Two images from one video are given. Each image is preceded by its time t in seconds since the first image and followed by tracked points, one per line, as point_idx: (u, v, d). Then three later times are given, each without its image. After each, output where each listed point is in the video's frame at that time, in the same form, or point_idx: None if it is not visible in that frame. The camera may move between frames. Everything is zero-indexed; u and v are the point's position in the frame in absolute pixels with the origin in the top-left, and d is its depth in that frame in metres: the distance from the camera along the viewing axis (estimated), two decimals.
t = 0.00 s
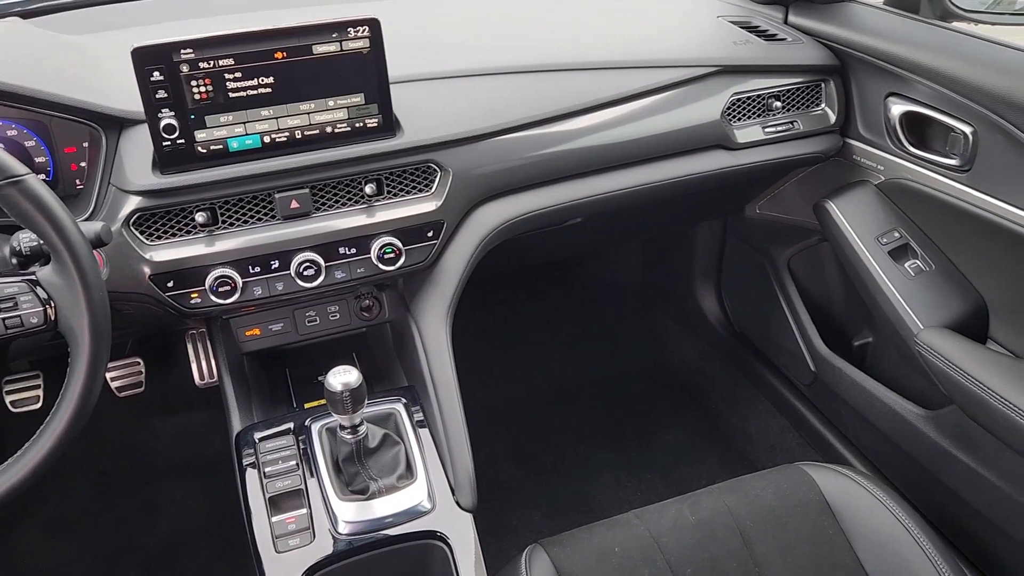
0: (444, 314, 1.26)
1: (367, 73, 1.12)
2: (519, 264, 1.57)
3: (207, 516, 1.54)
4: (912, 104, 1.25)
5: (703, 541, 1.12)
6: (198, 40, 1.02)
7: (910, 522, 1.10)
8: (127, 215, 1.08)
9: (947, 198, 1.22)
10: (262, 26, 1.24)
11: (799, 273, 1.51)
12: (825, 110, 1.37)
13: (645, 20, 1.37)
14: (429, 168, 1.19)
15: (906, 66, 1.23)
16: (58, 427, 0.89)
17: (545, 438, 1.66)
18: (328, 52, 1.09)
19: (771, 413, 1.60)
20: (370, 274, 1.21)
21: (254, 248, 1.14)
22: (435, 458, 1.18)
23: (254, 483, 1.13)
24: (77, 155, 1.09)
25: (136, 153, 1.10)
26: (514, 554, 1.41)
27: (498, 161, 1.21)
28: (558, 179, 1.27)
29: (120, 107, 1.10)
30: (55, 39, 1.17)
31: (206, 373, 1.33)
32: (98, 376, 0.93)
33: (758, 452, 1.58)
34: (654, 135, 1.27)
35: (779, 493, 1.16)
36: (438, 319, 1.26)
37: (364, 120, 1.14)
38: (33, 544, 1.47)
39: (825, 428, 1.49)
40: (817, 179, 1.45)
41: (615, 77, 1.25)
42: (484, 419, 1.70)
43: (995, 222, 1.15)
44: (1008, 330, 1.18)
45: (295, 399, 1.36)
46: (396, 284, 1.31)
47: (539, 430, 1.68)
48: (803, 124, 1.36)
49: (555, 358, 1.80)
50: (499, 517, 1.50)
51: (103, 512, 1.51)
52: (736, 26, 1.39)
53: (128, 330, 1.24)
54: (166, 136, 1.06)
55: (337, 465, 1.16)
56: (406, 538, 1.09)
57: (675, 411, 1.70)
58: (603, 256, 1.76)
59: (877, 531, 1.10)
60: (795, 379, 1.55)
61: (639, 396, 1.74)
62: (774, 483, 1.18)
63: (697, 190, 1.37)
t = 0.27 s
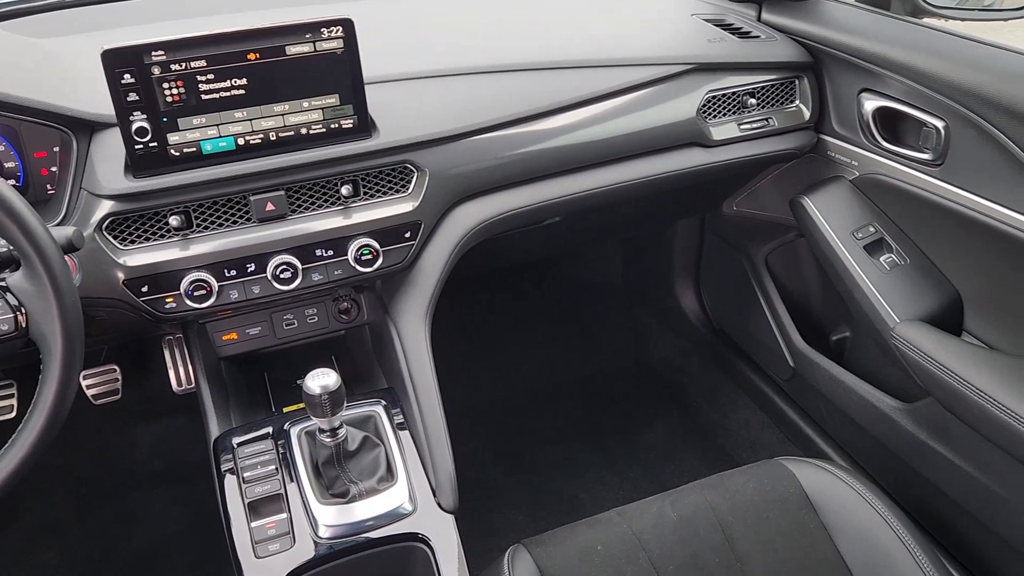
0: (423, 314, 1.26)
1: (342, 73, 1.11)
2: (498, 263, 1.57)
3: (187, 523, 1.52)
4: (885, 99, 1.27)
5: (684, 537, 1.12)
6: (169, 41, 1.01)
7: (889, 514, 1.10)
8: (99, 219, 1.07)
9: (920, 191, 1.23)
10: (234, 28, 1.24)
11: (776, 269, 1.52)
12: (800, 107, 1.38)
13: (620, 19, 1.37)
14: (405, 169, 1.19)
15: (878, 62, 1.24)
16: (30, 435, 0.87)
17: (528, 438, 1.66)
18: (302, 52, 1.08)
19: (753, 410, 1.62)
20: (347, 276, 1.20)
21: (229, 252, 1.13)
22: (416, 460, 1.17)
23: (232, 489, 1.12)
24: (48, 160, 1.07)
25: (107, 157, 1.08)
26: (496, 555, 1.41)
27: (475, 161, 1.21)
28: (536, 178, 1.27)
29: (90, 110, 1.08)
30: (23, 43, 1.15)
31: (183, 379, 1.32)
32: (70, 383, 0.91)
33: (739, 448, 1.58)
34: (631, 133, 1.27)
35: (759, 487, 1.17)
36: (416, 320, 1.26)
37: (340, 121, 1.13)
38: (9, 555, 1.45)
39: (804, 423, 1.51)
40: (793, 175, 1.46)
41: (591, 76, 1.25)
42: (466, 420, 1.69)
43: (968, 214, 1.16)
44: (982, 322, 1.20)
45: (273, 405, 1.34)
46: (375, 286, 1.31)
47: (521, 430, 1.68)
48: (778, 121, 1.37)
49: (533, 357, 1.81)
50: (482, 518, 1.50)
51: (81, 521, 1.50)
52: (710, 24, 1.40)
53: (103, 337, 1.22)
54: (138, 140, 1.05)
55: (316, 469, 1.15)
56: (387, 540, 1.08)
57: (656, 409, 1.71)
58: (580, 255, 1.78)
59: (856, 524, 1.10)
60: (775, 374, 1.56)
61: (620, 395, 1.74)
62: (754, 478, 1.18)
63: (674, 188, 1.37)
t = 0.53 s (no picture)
0: (402, 315, 1.26)
1: (317, 74, 1.11)
2: (478, 264, 1.57)
3: (166, 531, 1.51)
4: (859, 95, 1.28)
5: (667, 534, 1.12)
6: (141, 44, 0.99)
7: (869, 506, 1.11)
8: (71, 225, 1.05)
9: (894, 186, 1.24)
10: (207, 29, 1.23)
11: (754, 266, 1.53)
12: (775, 104, 1.39)
13: (595, 18, 1.38)
14: (382, 170, 1.19)
15: (851, 59, 1.26)
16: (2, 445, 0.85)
17: (510, 439, 1.66)
18: (275, 54, 1.07)
19: (733, 406, 1.63)
20: (325, 278, 1.20)
21: (205, 255, 1.11)
22: (397, 462, 1.17)
23: (211, 495, 1.11)
24: (18, 165, 1.05)
25: (79, 162, 1.06)
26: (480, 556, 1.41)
27: (452, 161, 1.21)
28: (513, 177, 1.27)
29: (61, 114, 1.07)
30: None
31: (161, 386, 1.29)
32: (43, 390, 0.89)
33: (720, 444, 1.59)
34: (608, 132, 1.28)
35: (740, 482, 1.17)
36: (396, 321, 1.26)
37: (315, 123, 1.13)
38: None
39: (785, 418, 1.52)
40: (769, 173, 1.47)
41: (567, 75, 1.26)
42: (448, 422, 1.69)
43: (941, 208, 1.17)
44: (957, 314, 1.21)
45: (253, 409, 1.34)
46: (353, 289, 1.31)
47: (504, 431, 1.68)
48: (754, 118, 1.37)
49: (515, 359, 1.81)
50: (465, 519, 1.50)
51: (58, 531, 1.47)
52: (685, 22, 1.41)
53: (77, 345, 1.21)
54: (110, 143, 1.03)
55: (297, 473, 1.14)
56: (369, 543, 1.08)
57: (639, 407, 1.71)
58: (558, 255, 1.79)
59: (837, 517, 1.11)
60: (755, 370, 1.57)
61: (602, 394, 1.74)
62: (736, 474, 1.19)
63: (651, 186, 1.38)
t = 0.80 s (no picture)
0: (382, 317, 1.25)
1: (292, 76, 1.10)
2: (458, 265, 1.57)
3: (145, 540, 1.49)
4: (832, 92, 1.29)
5: (650, 532, 1.12)
6: (112, 47, 0.98)
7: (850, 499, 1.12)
8: (44, 231, 1.03)
9: (869, 182, 1.26)
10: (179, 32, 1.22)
11: (733, 263, 1.55)
12: (750, 102, 1.40)
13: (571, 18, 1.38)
14: (359, 172, 1.18)
15: (825, 56, 1.27)
16: None
17: (493, 440, 1.65)
18: (249, 56, 1.07)
19: (715, 403, 1.64)
20: (304, 281, 1.19)
21: (182, 260, 1.10)
22: (379, 465, 1.16)
23: (191, 502, 1.09)
24: None
25: (50, 167, 1.05)
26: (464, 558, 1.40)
27: (430, 162, 1.21)
28: (492, 177, 1.27)
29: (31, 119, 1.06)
30: None
31: (139, 394, 1.28)
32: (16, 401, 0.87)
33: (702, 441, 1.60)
34: (585, 131, 1.28)
35: (722, 478, 1.17)
36: (376, 323, 1.26)
37: (291, 126, 1.12)
38: None
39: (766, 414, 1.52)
40: (746, 170, 1.48)
41: (544, 75, 1.26)
42: (431, 424, 1.68)
43: (916, 202, 1.18)
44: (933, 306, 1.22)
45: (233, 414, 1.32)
46: (332, 292, 1.31)
47: (487, 432, 1.67)
48: (730, 116, 1.38)
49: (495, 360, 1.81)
50: (449, 521, 1.49)
51: (35, 543, 1.45)
52: (660, 21, 1.42)
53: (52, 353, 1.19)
54: (83, 148, 1.02)
55: (278, 478, 1.13)
56: (351, 546, 1.07)
57: (621, 406, 1.72)
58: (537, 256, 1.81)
59: (819, 510, 1.11)
60: (735, 366, 1.59)
61: (585, 394, 1.75)
62: (718, 469, 1.19)
63: (630, 185, 1.38)
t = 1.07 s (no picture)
0: (363, 319, 1.25)
1: (269, 79, 1.09)
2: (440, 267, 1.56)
3: (126, 548, 1.47)
4: (809, 89, 1.30)
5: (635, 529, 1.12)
6: (84, 50, 0.97)
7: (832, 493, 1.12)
8: (18, 237, 1.02)
9: (846, 177, 1.26)
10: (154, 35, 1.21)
11: (713, 261, 1.55)
12: (728, 100, 1.41)
13: (548, 19, 1.38)
14: (338, 174, 1.18)
15: (801, 53, 1.28)
16: None
17: (478, 441, 1.65)
18: (225, 58, 1.06)
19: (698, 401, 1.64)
20: (283, 285, 1.18)
21: (159, 265, 1.09)
22: (362, 468, 1.15)
23: (172, 509, 1.08)
24: None
25: (24, 173, 1.03)
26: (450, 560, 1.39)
27: (409, 163, 1.20)
28: (471, 178, 1.27)
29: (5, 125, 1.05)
30: None
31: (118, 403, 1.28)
32: None
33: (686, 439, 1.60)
34: (564, 131, 1.28)
35: (706, 474, 1.18)
36: (357, 325, 1.25)
37: (268, 128, 1.11)
38: None
39: (749, 411, 1.53)
40: (725, 168, 1.49)
41: (522, 75, 1.26)
42: (415, 427, 1.68)
43: (893, 197, 1.19)
44: (910, 300, 1.24)
45: (214, 420, 1.31)
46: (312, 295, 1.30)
47: (471, 433, 1.67)
48: (708, 115, 1.39)
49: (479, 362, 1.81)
50: (434, 524, 1.48)
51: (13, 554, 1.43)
52: (637, 20, 1.43)
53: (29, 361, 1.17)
54: (56, 153, 1.01)
55: (260, 483, 1.12)
56: (335, 551, 1.06)
57: (605, 405, 1.72)
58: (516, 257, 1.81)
59: (802, 505, 1.12)
60: (717, 364, 1.59)
61: (569, 394, 1.75)
62: (701, 466, 1.19)
63: (609, 184, 1.39)
